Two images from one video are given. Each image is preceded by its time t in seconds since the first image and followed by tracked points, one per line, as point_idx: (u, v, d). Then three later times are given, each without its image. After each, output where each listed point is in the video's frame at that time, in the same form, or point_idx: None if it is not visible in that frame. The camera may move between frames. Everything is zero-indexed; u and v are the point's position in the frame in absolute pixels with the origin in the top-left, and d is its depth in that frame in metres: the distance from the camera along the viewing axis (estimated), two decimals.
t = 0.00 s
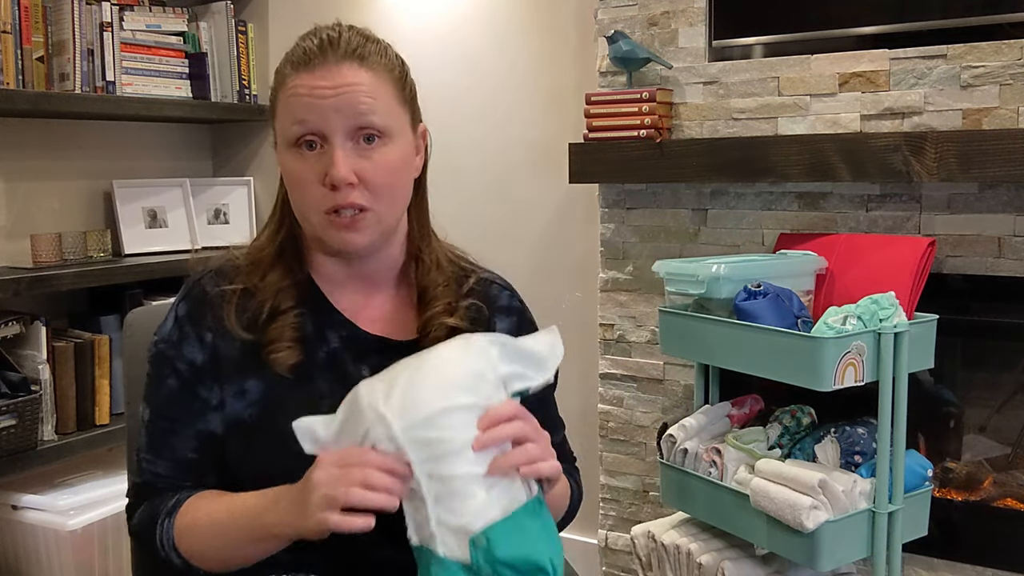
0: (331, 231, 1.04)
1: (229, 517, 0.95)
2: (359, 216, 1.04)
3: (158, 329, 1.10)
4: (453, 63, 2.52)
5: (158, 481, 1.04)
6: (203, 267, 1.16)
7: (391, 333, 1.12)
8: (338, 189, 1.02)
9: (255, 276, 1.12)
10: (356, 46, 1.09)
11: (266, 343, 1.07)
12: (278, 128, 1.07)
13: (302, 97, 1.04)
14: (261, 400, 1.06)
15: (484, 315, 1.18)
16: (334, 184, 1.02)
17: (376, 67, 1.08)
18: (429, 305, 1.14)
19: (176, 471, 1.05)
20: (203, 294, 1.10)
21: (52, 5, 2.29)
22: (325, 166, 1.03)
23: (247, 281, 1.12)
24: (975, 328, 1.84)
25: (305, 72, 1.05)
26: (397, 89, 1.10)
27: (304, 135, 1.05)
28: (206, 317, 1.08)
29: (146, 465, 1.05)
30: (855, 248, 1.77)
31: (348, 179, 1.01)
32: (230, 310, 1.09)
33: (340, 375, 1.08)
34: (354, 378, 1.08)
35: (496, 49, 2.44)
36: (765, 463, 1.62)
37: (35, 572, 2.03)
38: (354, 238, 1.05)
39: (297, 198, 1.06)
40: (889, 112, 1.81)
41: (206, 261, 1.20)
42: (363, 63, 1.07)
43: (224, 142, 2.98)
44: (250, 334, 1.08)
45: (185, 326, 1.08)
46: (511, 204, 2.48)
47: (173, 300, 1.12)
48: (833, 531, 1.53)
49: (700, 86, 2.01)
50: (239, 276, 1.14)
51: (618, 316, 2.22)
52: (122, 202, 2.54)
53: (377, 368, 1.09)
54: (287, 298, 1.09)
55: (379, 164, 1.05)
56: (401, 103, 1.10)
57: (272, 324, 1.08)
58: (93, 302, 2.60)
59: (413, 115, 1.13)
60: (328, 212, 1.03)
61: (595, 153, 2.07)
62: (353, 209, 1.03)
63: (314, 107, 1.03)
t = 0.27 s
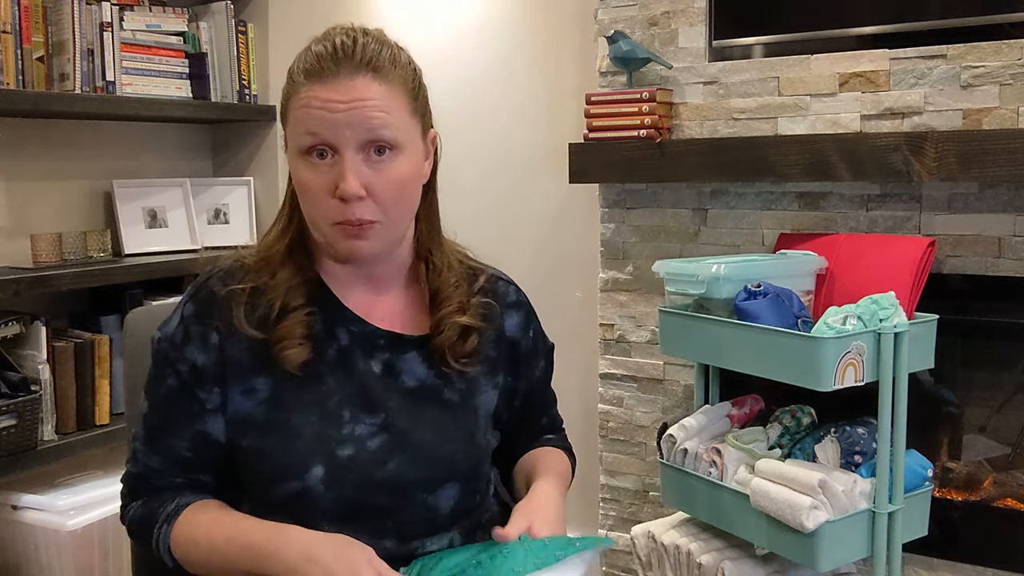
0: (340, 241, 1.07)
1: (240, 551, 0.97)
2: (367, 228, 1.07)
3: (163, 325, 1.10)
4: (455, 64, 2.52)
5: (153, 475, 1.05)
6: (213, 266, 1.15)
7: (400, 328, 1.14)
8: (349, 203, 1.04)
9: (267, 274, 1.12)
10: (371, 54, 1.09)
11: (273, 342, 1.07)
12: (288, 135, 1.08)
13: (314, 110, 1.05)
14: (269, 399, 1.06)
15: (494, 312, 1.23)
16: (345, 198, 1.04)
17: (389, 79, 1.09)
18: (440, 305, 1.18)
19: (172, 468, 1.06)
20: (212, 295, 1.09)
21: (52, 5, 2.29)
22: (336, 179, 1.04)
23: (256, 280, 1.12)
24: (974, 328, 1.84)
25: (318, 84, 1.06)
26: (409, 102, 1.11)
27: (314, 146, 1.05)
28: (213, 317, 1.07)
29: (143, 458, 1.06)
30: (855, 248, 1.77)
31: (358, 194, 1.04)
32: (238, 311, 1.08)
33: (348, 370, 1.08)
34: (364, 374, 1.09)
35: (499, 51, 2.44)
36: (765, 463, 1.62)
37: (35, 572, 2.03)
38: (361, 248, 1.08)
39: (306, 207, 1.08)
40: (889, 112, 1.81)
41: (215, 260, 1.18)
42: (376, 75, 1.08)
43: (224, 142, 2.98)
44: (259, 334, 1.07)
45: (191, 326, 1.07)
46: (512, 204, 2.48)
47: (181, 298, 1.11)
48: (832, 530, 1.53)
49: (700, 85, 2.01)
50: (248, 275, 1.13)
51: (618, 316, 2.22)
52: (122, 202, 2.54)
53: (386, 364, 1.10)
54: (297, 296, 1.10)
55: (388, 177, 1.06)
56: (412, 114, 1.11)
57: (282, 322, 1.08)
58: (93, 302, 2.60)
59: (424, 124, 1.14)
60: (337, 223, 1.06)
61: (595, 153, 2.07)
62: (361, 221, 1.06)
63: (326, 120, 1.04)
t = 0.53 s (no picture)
0: (344, 231, 1.07)
1: (240, 521, 0.98)
2: (370, 218, 1.07)
3: (167, 323, 1.09)
4: (455, 61, 2.52)
5: (160, 471, 1.05)
6: (217, 265, 1.15)
7: (403, 323, 1.14)
8: (354, 193, 1.04)
9: (271, 271, 1.12)
10: (377, 49, 1.10)
11: (278, 337, 1.06)
12: (293, 127, 1.08)
13: (321, 100, 1.05)
14: (274, 391, 1.06)
15: (494, 307, 1.23)
16: (350, 187, 1.04)
17: (394, 72, 1.09)
18: (441, 300, 1.18)
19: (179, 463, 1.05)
20: (217, 292, 1.09)
21: (52, 5, 2.29)
22: (341, 169, 1.05)
23: (261, 277, 1.12)
24: (975, 328, 1.84)
25: (325, 75, 1.06)
26: (413, 96, 1.11)
27: (320, 137, 1.06)
28: (217, 312, 1.07)
29: (150, 455, 1.06)
30: (855, 248, 1.77)
31: (363, 183, 1.04)
32: (244, 306, 1.08)
33: (351, 366, 1.08)
34: (367, 369, 1.08)
35: (500, 48, 2.43)
36: (764, 463, 1.61)
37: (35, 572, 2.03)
38: (365, 239, 1.08)
39: (310, 198, 1.08)
40: (889, 112, 1.81)
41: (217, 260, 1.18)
42: (383, 68, 1.08)
43: (224, 142, 2.98)
44: (264, 329, 1.07)
45: (197, 322, 1.07)
46: (512, 203, 2.48)
47: (184, 295, 1.11)
48: (832, 529, 1.53)
49: (700, 85, 2.01)
50: (252, 272, 1.13)
51: (618, 316, 2.22)
52: (122, 202, 2.54)
53: (388, 359, 1.10)
54: (301, 293, 1.10)
55: (393, 169, 1.07)
56: (416, 108, 1.11)
57: (286, 318, 1.07)
58: (93, 302, 2.60)
59: (427, 120, 1.14)
60: (342, 213, 1.06)
61: (595, 153, 2.07)
62: (366, 211, 1.06)
63: (333, 110, 1.04)
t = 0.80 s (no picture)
0: (343, 219, 1.07)
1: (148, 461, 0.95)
2: (370, 206, 1.07)
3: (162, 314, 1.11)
4: (455, 61, 2.52)
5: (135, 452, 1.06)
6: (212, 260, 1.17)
7: (398, 316, 1.14)
8: (355, 178, 1.04)
9: (263, 268, 1.13)
10: (378, 45, 1.12)
11: (270, 331, 1.07)
12: (294, 118, 1.09)
13: (324, 87, 1.06)
14: (265, 383, 1.07)
15: (489, 301, 1.23)
16: (351, 173, 1.04)
17: (395, 65, 1.11)
18: (436, 293, 1.18)
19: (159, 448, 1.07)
20: (209, 286, 1.10)
21: (52, 5, 2.29)
22: (343, 156, 1.05)
23: (254, 272, 1.13)
24: (975, 328, 1.84)
25: (328, 64, 1.08)
26: (412, 89, 1.13)
27: (321, 125, 1.06)
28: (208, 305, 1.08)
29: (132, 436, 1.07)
30: (855, 248, 1.77)
31: (364, 167, 1.04)
32: (235, 301, 1.09)
33: (345, 358, 1.09)
34: (360, 361, 1.09)
35: (499, 48, 2.43)
36: (765, 463, 1.61)
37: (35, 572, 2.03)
38: (365, 228, 1.08)
39: (309, 188, 1.08)
40: (889, 112, 1.81)
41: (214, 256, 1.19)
42: (383, 60, 1.10)
43: (224, 142, 2.97)
44: (256, 325, 1.08)
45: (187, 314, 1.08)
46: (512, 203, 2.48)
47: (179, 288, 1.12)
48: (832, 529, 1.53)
49: (699, 86, 2.01)
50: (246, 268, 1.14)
51: (618, 316, 2.22)
52: (122, 202, 2.54)
53: (383, 351, 1.10)
54: (293, 290, 1.11)
55: (393, 158, 1.08)
56: (415, 102, 1.13)
57: (277, 313, 1.08)
58: (93, 302, 2.60)
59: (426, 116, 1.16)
60: (342, 200, 1.06)
61: (595, 153, 2.07)
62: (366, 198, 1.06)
63: (335, 97, 1.06)
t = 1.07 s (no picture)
0: (341, 206, 1.11)
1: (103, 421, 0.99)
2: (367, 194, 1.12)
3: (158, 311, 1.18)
4: (454, 60, 2.52)
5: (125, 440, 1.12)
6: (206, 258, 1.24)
7: (387, 306, 1.19)
8: (352, 165, 1.10)
9: (254, 263, 1.20)
10: (372, 44, 1.18)
11: (259, 322, 1.14)
12: (292, 110, 1.15)
13: (324, 79, 1.12)
14: (256, 373, 1.12)
15: (479, 291, 1.27)
16: (349, 160, 1.10)
17: (389, 61, 1.18)
18: (426, 283, 1.22)
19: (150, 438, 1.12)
20: (201, 280, 1.18)
21: (52, 5, 2.29)
22: (341, 145, 1.11)
23: (245, 267, 1.20)
24: (975, 328, 1.84)
25: (328, 58, 1.14)
26: (405, 85, 1.19)
27: (320, 116, 1.12)
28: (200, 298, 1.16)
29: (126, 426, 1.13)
30: (855, 248, 1.77)
31: (361, 156, 1.10)
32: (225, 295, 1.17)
33: (335, 350, 1.14)
34: (352, 353, 1.14)
35: (498, 47, 2.44)
36: (765, 463, 1.62)
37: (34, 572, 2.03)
38: (361, 214, 1.12)
39: (306, 177, 1.13)
40: (889, 112, 1.81)
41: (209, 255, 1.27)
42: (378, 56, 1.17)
43: (224, 142, 2.97)
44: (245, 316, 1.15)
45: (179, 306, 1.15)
46: (511, 202, 2.48)
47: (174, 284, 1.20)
48: (833, 528, 1.53)
49: (700, 86, 2.01)
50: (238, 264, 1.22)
51: (618, 316, 2.22)
52: (122, 202, 2.54)
53: (373, 342, 1.16)
54: (282, 283, 1.17)
55: (389, 147, 1.13)
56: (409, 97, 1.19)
57: (266, 305, 1.15)
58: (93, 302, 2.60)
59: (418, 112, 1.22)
60: (339, 188, 1.11)
61: (595, 153, 2.07)
62: (364, 185, 1.11)
63: (334, 88, 1.12)
